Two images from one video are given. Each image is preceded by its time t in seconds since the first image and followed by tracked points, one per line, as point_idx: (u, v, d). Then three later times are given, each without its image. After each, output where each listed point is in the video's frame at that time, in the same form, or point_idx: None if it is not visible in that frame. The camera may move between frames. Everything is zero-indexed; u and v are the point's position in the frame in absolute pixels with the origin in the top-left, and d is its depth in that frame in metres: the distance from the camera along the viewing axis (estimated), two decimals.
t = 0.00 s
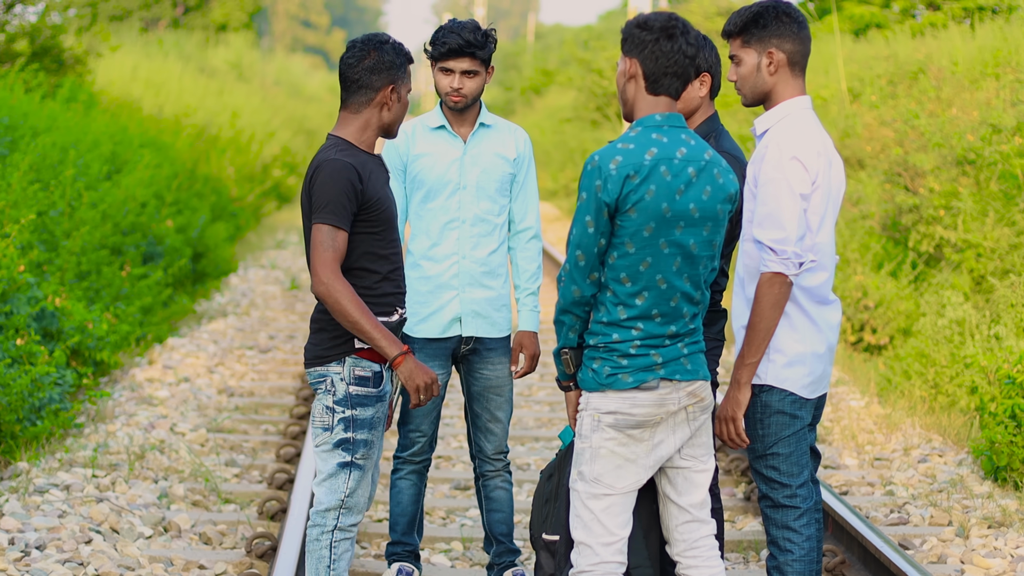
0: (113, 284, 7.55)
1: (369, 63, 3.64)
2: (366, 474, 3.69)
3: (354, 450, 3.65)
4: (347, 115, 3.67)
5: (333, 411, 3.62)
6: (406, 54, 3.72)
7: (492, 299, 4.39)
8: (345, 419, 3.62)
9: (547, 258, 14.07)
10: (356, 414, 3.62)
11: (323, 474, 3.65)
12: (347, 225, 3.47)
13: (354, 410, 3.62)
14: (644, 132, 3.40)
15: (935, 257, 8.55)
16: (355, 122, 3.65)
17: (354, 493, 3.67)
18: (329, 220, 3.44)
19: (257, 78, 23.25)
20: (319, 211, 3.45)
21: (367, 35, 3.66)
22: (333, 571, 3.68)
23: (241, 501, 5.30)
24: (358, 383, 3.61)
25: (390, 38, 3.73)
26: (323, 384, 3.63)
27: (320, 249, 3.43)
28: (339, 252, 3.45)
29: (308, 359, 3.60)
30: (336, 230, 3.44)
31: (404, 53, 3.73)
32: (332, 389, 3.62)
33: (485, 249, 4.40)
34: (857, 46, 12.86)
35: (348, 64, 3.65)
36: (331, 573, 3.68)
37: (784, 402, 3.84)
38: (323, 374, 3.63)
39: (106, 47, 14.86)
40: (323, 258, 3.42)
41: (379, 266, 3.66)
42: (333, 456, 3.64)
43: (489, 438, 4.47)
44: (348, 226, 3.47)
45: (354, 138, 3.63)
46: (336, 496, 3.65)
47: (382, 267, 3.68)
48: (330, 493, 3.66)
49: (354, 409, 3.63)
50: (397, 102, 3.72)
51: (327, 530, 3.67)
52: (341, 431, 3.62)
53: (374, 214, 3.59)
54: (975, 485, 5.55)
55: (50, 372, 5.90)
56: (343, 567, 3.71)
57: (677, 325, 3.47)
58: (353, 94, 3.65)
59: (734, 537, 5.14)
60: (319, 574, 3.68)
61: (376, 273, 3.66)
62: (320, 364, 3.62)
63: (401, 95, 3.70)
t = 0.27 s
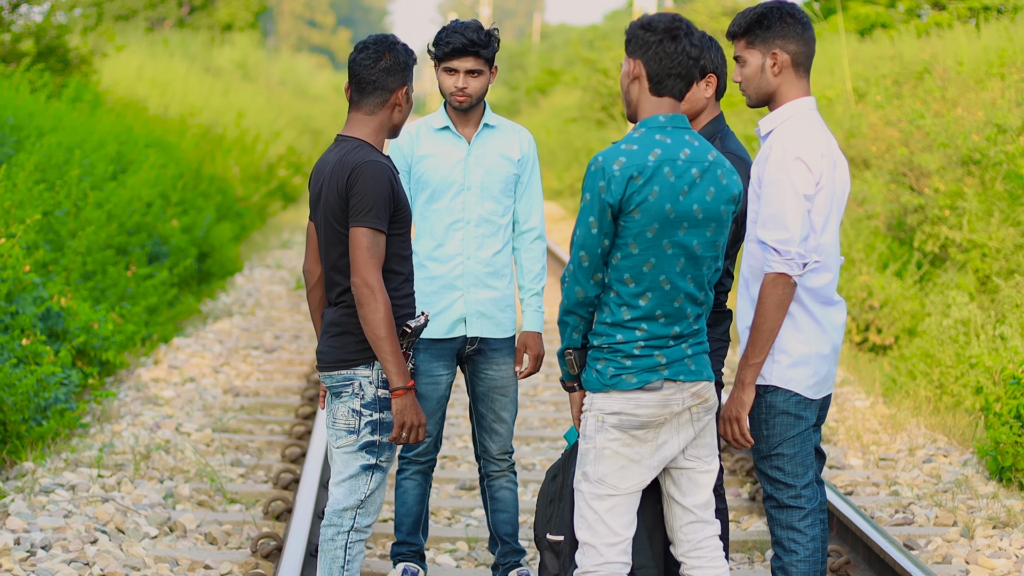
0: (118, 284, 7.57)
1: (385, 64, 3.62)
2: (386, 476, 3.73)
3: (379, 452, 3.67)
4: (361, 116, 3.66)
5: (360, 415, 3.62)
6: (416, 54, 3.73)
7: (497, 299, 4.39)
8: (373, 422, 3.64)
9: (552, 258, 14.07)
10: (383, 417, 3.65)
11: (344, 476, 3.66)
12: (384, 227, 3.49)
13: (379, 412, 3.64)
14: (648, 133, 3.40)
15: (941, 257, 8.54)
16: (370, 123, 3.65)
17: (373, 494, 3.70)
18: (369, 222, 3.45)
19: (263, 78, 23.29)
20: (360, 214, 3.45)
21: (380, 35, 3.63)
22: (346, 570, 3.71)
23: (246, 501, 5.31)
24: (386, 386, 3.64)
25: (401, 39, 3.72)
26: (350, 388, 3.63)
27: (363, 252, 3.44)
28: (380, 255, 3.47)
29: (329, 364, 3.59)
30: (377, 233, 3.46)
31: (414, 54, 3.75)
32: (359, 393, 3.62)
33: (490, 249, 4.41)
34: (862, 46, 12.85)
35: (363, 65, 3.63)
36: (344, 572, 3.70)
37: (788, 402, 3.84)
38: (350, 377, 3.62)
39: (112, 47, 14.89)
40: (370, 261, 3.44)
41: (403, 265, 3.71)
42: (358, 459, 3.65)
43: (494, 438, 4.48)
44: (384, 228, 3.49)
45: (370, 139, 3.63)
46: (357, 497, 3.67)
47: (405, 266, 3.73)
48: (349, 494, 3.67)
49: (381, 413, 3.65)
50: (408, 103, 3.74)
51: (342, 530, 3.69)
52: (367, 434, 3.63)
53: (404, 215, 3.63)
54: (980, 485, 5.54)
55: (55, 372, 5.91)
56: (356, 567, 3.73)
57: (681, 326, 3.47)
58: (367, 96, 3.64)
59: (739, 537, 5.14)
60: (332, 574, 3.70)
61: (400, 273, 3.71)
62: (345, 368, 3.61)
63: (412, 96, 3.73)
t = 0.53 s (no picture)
0: (124, 285, 7.58)
1: (392, 66, 3.63)
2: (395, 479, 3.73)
3: (390, 455, 3.68)
4: (367, 118, 3.65)
5: (373, 416, 3.64)
6: (423, 57, 3.74)
7: (503, 301, 4.39)
8: (385, 424, 3.65)
9: (557, 258, 14.07)
10: (395, 419, 3.67)
11: (354, 477, 3.66)
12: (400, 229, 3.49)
13: (391, 414, 3.66)
14: (654, 135, 3.40)
15: (946, 258, 8.53)
16: (377, 125, 3.65)
17: (383, 496, 3.70)
18: (386, 224, 3.45)
19: (268, 78, 23.31)
20: (378, 217, 3.44)
21: (387, 38, 3.64)
22: (354, 572, 3.69)
23: (252, 502, 5.31)
24: (399, 389, 3.66)
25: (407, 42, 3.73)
26: (363, 390, 3.64)
27: (382, 254, 3.45)
28: (398, 256, 3.48)
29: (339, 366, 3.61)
30: (395, 234, 3.46)
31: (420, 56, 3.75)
32: (372, 395, 3.64)
33: (496, 250, 4.41)
34: (868, 47, 12.84)
35: (370, 67, 3.63)
36: (353, 574, 3.68)
37: (795, 404, 3.84)
38: (363, 379, 3.63)
39: (117, 47, 14.91)
40: (389, 263, 3.45)
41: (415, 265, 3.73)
42: (370, 460, 3.65)
43: (500, 439, 4.48)
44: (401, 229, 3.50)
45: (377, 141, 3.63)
46: (366, 498, 3.67)
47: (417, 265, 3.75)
48: (359, 495, 3.67)
49: (393, 415, 3.67)
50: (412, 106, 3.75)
51: (351, 531, 3.67)
52: (379, 436, 3.64)
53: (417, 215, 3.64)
54: (986, 487, 5.53)
55: (61, 373, 5.92)
56: (364, 568, 3.72)
57: (687, 328, 3.47)
58: (374, 99, 3.64)
59: (745, 538, 5.13)
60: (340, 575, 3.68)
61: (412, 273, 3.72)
62: (357, 370, 3.63)
63: (417, 98, 3.73)
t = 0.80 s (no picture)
0: (128, 283, 7.58)
1: (397, 65, 3.62)
2: (399, 477, 3.74)
3: (394, 453, 3.69)
4: (372, 117, 3.65)
5: (376, 415, 3.64)
6: (428, 55, 3.73)
7: (507, 299, 4.39)
8: (389, 423, 3.65)
9: (559, 257, 14.07)
10: (399, 417, 3.67)
11: (359, 475, 3.66)
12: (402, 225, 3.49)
13: (393, 412, 3.65)
14: (658, 134, 3.40)
15: (950, 256, 8.53)
16: (381, 123, 3.65)
17: (387, 494, 3.70)
18: (389, 221, 3.45)
19: (270, 76, 23.32)
20: (380, 214, 3.44)
21: (392, 36, 3.64)
22: (359, 570, 3.69)
23: (256, 500, 5.31)
24: (402, 387, 3.66)
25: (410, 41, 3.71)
26: (366, 388, 3.64)
27: (384, 251, 3.44)
28: (400, 253, 3.48)
29: (344, 364, 3.61)
30: (397, 231, 3.46)
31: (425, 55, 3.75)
32: (376, 393, 3.64)
33: (500, 249, 4.41)
34: (871, 45, 12.83)
35: (375, 65, 3.63)
36: (357, 572, 3.69)
37: (799, 402, 3.84)
38: (366, 377, 3.64)
39: (120, 45, 14.91)
40: (391, 259, 3.45)
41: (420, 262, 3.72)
42: (373, 458, 3.66)
43: (504, 438, 4.48)
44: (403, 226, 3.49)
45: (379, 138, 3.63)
46: (371, 496, 3.67)
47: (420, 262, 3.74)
48: (363, 493, 3.67)
49: (397, 413, 3.67)
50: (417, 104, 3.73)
51: (356, 529, 3.68)
52: (383, 434, 3.65)
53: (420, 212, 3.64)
54: (989, 485, 5.53)
55: (65, 371, 5.92)
56: (368, 567, 3.72)
57: (692, 326, 3.47)
58: (379, 97, 3.64)
59: (749, 536, 5.13)
60: (344, 573, 3.68)
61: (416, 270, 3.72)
62: (361, 368, 3.63)
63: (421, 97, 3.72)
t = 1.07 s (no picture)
0: (129, 284, 7.58)
1: (399, 66, 3.61)
2: (400, 477, 3.73)
3: (394, 453, 3.68)
4: (373, 117, 3.65)
5: (376, 416, 3.64)
6: (431, 57, 3.72)
7: (508, 300, 4.39)
8: (388, 423, 3.65)
9: (561, 258, 14.07)
10: (399, 418, 3.67)
11: (360, 476, 3.66)
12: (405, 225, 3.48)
13: (391, 412, 3.65)
14: (661, 135, 3.40)
15: (951, 257, 8.53)
16: (382, 124, 3.65)
17: (388, 494, 3.70)
18: (390, 221, 3.44)
19: (272, 77, 23.32)
20: (381, 214, 3.44)
21: (395, 37, 3.64)
22: (361, 571, 3.68)
23: (258, 501, 5.31)
24: (401, 388, 3.66)
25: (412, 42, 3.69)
26: (365, 389, 3.64)
27: (389, 250, 3.43)
28: (405, 252, 3.46)
29: (344, 365, 3.62)
30: (400, 230, 3.45)
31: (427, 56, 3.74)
32: (375, 394, 3.64)
33: (502, 250, 4.40)
34: (873, 47, 12.83)
35: (377, 65, 3.62)
36: (359, 573, 3.68)
37: (801, 404, 3.84)
38: (366, 378, 3.64)
39: (121, 46, 14.91)
40: (397, 259, 3.43)
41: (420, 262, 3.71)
42: (373, 459, 3.65)
43: (505, 439, 4.47)
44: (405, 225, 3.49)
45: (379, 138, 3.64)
46: (372, 497, 3.67)
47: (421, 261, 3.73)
48: (364, 494, 3.67)
49: (397, 413, 3.67)
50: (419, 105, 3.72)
51: (357, 530, 3.67)
52: (382, 435, 3.65)
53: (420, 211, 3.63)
54: (991, 487, 5.52)
55: (67, 372, 5.92)
56: (370, 568, 3.71)
57: (694, 328, 3.46)
58: (380, 97, 3.64)
59: (750, 538, 5.13)
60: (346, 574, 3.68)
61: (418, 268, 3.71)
62: (360, 368, 3.63)
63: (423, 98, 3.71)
